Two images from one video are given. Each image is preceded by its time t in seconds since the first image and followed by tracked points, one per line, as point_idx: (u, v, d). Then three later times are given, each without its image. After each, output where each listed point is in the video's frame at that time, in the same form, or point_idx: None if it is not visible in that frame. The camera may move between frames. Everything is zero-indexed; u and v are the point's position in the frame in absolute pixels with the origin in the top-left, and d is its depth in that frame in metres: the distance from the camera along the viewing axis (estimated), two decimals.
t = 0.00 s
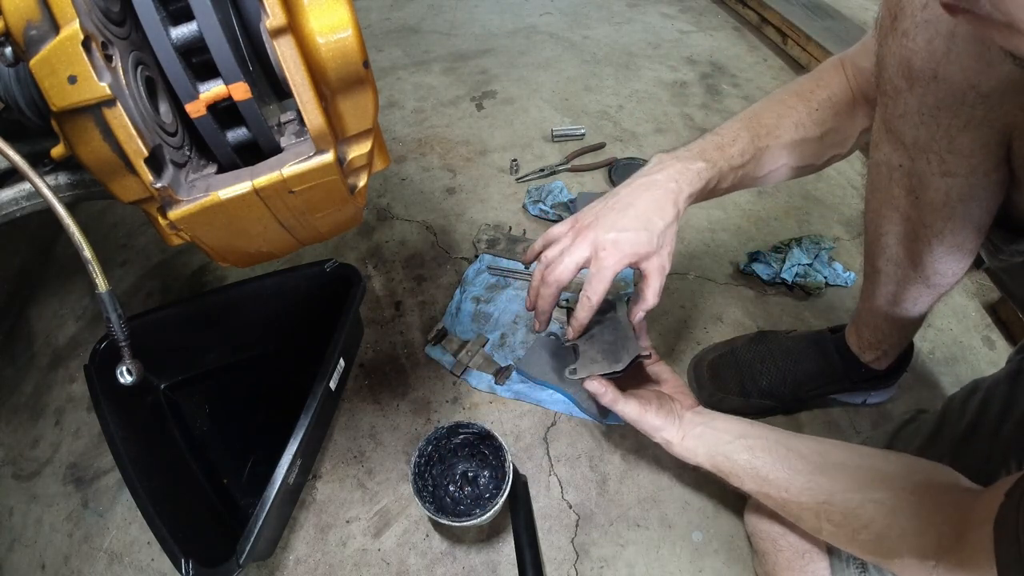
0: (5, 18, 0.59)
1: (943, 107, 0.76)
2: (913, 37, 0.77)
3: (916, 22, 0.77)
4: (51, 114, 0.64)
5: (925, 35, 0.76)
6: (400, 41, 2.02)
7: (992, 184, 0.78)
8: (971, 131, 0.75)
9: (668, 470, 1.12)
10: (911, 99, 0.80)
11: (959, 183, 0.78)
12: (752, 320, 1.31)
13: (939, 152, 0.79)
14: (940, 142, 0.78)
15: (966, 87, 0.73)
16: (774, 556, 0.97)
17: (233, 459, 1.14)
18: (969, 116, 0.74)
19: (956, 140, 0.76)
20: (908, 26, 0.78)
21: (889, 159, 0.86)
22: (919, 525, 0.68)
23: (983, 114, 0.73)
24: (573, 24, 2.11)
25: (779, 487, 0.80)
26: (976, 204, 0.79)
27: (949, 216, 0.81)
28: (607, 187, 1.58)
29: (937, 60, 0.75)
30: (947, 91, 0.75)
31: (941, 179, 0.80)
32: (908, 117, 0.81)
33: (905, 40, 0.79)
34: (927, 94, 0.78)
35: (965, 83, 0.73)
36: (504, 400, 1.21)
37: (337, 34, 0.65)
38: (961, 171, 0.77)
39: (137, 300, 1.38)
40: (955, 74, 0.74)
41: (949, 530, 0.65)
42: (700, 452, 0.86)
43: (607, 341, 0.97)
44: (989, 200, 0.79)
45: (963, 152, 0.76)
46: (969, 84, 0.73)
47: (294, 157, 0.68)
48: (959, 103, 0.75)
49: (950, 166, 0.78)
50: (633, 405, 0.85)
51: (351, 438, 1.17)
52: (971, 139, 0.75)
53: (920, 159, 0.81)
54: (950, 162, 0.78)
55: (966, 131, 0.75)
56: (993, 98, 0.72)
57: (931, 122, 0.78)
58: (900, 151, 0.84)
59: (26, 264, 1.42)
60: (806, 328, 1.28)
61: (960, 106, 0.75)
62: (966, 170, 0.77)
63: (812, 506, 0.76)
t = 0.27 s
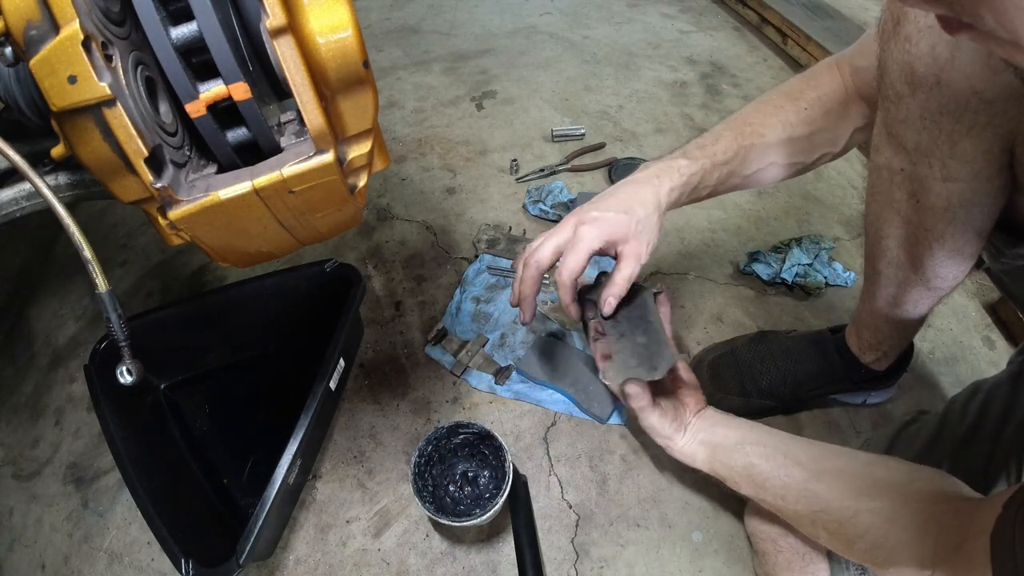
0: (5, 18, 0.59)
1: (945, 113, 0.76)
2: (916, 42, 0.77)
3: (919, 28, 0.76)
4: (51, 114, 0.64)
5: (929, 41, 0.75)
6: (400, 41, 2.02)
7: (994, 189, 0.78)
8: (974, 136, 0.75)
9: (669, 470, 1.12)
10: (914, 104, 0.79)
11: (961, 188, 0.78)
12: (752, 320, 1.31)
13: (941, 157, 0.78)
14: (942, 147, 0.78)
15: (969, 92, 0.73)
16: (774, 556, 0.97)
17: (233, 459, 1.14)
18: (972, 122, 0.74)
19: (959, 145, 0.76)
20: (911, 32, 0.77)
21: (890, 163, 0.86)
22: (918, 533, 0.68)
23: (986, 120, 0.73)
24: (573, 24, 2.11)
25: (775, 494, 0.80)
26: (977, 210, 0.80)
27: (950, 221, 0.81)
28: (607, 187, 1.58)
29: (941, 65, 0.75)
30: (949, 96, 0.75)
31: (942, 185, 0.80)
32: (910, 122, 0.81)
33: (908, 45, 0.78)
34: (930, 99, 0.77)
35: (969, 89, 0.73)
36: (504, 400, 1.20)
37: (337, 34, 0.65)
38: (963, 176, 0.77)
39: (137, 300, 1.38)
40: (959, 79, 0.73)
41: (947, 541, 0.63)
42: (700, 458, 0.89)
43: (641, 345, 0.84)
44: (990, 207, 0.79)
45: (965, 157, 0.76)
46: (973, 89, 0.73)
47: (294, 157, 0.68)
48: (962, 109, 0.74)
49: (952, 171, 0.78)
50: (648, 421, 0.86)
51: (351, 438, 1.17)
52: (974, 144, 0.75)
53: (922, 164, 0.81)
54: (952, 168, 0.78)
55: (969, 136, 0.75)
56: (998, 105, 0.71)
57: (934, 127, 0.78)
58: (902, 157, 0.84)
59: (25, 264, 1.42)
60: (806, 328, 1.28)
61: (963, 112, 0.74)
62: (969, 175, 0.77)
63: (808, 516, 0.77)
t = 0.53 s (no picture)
0: (5, 18, 0.59)
1: (944, 113, 0.76)
2: (914, 45, 0.77)
3: (916, 31, 0.76)
4: (51, 114, 0.64)
5: (925, 43, 0.76)
6: (400, 41, 2.02)
7: (993, 189, 0.78)
8: (972, 137, 0.75)
9: (668, 470, 1.12)
10: (912, 105, 0.80)
11: (960, 189, 0.78)
12: (752, 320, 1.31)
13: (940, 158, 0.79)
14: (940, 149, 0.78)
15: (967, 93, 0.73)
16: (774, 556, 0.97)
17: (233, 459, 1.14)
18: (970, 122, 0.74)
19: (957, 146, 0.76)
20: (910, 34, 0.77)
21: (889, 164, 0.86)
22: (916, 536, 0.68)
23: (984, 121, 0.73)
24: (574, 24, 2.11)
25: (776, 502, 0.80)
26: (977, 210, 0.79)
27: (949, 222, 0.81)
28: (607, 187, 1.58)
29: (938, 67, 0.75)
30: (948, 98, 0.75)
31: (941, 186, 0.80)
32: (908, 123, 0.81)
33: (906, 47, 0.79)
34: (929, 100, 0.77)
35: (968, 90, 0.73)
36: (504, 400, 1.20)
37: (337, 34, 0.65)
38: (962, 177, 0.77)
39: (137, 300, 1.38)
40: (956, 81, 0.74)
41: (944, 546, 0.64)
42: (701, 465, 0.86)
43: (626, 364, 0.83)
44: (989, 207, 0.79)
45: (964, 158, 0.76)
46: (971, 91, 0.73)
47: (294, 157, 0.68)
48: (960, 109, 0.74)
49: (951, 172, 0.78)
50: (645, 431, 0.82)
51: (351, 438, 1.17)
52: (973, 145, 0.75)
53: (921, 165, 0.81)
54: (951, 168, 0.78)
55: (968, 137, 0.75)
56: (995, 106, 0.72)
57: (933, 128, 0.78)
58: (901, 158, 0.84)
59: (25, 264, 1.42)
60: (806, 328, 1.28)
61: (961, 112, 0.75)
62: (967, 176, 0.77)
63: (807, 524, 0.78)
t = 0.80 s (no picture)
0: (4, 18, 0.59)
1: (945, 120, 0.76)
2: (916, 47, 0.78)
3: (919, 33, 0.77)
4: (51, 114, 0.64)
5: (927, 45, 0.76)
6: (399, 41, 2.02)
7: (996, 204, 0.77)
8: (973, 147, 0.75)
9: (668, 470, 1.12)
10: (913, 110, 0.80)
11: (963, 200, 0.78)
12: (752, 320, 1.31)
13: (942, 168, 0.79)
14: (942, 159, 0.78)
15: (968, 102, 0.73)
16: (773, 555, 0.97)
17: (233, 459, 1.14)
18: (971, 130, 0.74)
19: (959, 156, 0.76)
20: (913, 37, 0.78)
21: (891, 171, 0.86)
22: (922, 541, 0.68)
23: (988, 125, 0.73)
24: (574, 24, 2.11)
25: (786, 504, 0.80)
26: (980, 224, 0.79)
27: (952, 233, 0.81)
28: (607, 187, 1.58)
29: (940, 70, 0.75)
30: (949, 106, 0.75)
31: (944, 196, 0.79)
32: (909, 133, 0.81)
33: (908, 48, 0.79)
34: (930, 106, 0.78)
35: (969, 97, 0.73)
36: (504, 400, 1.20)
37: (337, 34, 0.65)
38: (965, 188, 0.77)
39: (137, 300, 1.38)
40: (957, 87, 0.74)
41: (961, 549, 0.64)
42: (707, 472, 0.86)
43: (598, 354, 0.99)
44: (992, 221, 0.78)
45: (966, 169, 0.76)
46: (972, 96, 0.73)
47: (294, 157, 0.68)
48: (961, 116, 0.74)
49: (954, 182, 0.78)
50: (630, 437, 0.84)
51: (351, 438, 1.17)
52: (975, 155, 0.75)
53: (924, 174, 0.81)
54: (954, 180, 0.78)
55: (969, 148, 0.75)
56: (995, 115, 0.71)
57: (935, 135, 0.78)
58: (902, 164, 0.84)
59: (25, 264, 1.42)
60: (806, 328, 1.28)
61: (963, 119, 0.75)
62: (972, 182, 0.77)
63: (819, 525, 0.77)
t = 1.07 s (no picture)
0: (4, 17, 0.59)
1: (950, 137, 0.77)
2: (924, 64, 0.78)
3: (927, 49, 0.78)
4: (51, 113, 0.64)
5: (936, 62, 0.77)
6: (399, 41, 2.02)
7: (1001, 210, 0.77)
8: (980, 160, 0.75)
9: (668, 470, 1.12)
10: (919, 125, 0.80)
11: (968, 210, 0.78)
12: (752, 321, 1.31)
13: (947, 178, 0.79)
14: (947, 170, 0.78)
15: (976, 117, 0.73)
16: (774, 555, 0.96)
17: (233, 459, 1.14)
18: (977, 146, 0.74)
19: (965, 168, 0.76)
20: (918, 54, 0.79)
21: (893, 180, 0.86)
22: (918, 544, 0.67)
23: (992, 145, 0.73)
24: (573, 24, 2.11)
25: (781, 515, 0.80)
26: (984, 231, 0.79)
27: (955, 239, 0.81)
28: (607, 187, 1.58)
29: (948, 88, 0.76)
30: (955, 122, 0.76)
31: (948, 204, 0.79)
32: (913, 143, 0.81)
33: (915, 66, 0.79)
34: (935, 122, 0.78)
35: (976, 115, 0.73)
36: (505, 400, 1.20)
37: (337, 34, 0.65)
38: (969, 198, 0.77)
39: (137, 300, 1.38)
40: (966, 105, 0.74)
41: (949, 560, 0.62)
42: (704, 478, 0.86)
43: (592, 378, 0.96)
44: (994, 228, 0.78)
45: (971, 179, 0.76)
46: (979, 114, 0.73)
47: (294, 157, 0.68)
48: (967, 132, 0.75)
49: (959, 193, 0.78)
50: (638, 438, 0.83)
51: (351, 438, 1.17)
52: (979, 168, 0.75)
53: (927, 183, 0.81)
54: (958, 189, 0.78)
55: (977, 159, 0.75)
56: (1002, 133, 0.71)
57: (941, 148, 0.78)
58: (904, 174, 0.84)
59: (25, 264, 1.42)
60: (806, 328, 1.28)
61: (969, 135, 0.75)
62: (974, 197, 0.77)
63: (813, 537, 0.77)
